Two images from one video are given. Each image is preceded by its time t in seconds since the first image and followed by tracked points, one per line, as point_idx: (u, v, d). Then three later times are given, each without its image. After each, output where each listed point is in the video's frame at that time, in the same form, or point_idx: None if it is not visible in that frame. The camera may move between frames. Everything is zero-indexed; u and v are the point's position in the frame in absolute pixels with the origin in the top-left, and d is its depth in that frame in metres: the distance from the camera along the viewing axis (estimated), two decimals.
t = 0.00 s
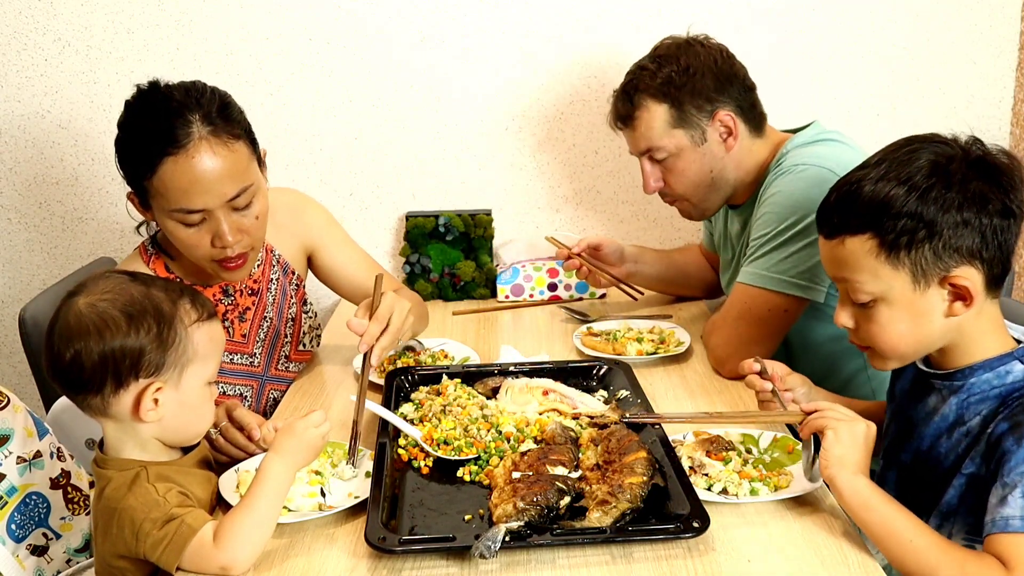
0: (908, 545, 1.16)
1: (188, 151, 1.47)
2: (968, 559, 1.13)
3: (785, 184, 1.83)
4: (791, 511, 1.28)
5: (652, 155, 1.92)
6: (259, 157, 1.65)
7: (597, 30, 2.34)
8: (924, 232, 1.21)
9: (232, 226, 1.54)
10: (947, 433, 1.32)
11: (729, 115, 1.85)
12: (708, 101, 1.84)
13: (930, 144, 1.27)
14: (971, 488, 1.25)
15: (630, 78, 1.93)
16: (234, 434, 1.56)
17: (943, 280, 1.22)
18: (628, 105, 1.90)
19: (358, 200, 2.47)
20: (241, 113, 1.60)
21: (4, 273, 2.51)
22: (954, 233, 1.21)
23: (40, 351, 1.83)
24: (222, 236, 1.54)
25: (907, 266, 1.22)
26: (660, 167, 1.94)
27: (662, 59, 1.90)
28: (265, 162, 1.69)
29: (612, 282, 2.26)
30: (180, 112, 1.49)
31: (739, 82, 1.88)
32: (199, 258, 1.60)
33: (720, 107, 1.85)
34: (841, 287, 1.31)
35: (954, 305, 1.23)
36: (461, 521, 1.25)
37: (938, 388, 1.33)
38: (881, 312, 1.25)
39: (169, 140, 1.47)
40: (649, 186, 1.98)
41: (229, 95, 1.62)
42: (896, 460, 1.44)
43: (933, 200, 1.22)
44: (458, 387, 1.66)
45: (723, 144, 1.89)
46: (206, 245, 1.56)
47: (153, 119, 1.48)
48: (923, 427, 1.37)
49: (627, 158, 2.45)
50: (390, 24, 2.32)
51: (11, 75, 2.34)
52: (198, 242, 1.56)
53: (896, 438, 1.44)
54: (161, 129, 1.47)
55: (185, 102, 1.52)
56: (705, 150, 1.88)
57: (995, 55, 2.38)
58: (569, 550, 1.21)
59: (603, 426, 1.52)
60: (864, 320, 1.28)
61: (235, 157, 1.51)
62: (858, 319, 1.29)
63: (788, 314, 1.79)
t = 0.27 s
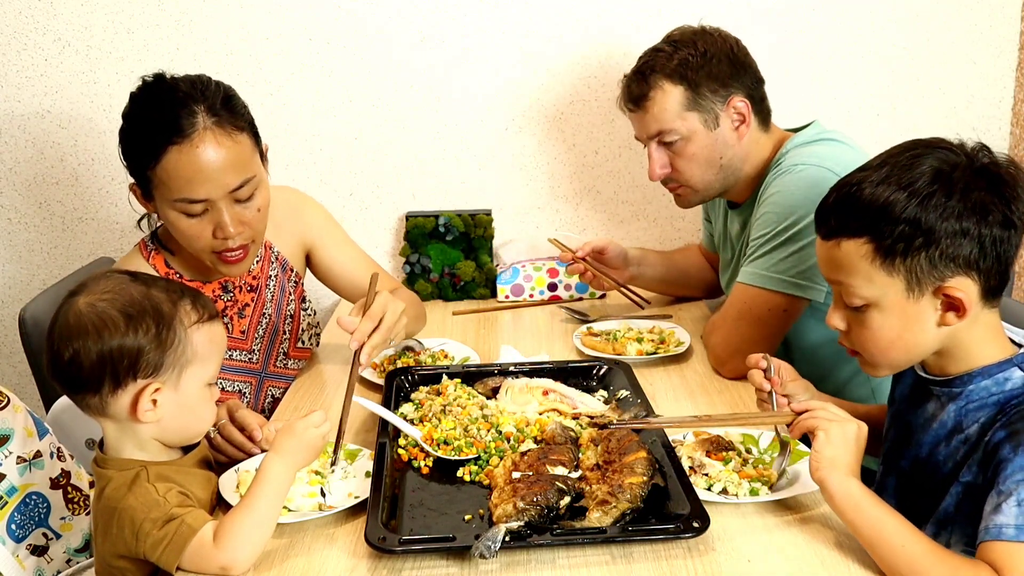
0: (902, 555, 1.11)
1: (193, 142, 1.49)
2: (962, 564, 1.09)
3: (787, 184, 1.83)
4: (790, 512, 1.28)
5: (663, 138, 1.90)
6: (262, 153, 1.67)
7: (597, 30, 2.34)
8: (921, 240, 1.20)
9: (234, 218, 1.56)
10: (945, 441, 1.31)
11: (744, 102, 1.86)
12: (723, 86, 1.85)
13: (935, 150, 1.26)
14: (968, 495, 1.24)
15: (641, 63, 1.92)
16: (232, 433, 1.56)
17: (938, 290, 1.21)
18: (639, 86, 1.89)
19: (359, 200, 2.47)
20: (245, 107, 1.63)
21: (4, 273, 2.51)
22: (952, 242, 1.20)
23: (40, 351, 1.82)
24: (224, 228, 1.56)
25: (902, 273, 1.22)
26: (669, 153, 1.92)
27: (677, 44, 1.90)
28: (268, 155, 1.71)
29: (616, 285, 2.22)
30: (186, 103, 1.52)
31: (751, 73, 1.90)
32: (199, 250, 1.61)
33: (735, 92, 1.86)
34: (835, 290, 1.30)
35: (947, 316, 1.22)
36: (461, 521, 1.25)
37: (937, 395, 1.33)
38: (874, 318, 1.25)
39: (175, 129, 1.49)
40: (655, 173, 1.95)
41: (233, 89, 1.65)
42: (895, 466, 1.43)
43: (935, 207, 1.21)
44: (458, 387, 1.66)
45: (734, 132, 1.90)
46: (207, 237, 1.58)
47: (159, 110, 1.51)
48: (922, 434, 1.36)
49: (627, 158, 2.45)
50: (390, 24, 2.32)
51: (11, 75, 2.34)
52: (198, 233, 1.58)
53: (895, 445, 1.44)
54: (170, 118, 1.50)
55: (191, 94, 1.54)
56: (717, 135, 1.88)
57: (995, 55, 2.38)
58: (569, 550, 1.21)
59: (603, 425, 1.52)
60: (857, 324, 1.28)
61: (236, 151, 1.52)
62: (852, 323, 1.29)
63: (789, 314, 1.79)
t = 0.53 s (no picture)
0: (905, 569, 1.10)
1: (199, 131, 1.54)
2: None
3: (786, 185, 1.83)
4: (791, 513, 1.28)
5: (672, 132, 1.90)
6: (264, 148, 1.72)
7: (597, 30, 2.34)
8: (916, 248, 1.20)
9: (237, 208, 1.61)
10: (943, 447, 1.32)
11: (753, 100, 1.87)
12: (734, 82, 1.86)
13: (931, 157, 1.24)
14: (967, 503, 1.24)
15: (651, 55, 1.92)
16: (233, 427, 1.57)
17: (932, 299, 1.21)
18: (647, 78, 1.89)
19: (359, 200, 2.47)
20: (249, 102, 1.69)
21: (4, 273, 2.51)
22: (948, 251, 1.19)
23: (40, 351, 1.82)
24: (228, 217, 1.60)
25: (896, 281, 1.22)
26: (677, 149, 1.92)
27: (689, 38, 1.90)
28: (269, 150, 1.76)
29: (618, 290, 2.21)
30: (192, 93, 1.58)
31: (761, 71, 1.91)
32: (201, 241, 1.65)
33: (745, 90, 1.87)
34: (830, 297, 1.30)
35: (941, 324, 1.22)
36: (461, 521, 1.25)
37: (934, 400, 1.33)
38: (867, 324, 1.26)
39: (180, 119, 1.55)
40: (661, 167, 1.95)
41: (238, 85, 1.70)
42: (893, 472, 1.44)
43: (930, 215, 1.20)
44: (458, 387, 1.66)
45: (742, 129, 1.90)
46: (209, 227, 1.62)
47: (167, 101, 1.56)
48: (919, 440, 1.36)
49: (627, 158, 2.45)
50: (390, 24, 2.32)
51: (11, 75, 2.34)
52: (201, 224, 1.62)
53: (893, 450, 1.44)
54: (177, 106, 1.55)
55: (197, 85, 1.60)
56: (726, 132, 1.88)
57: (995, 55, 2.38)
58: (569, 550, 1.21)
59: (603, 425, 1.52)
60: (852, 331, 1.29)
61: (237, 141, 1.57)
62: (846, 330, 1.30)
63: (789, 314, 1.79)
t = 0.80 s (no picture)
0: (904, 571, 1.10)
1: (202, 118, 1.57)
2: None
3: (785, 186, 1.83)
4: (791, 514, 1.28)
5: (676, 130, 1.90)
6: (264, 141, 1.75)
7: (597, 30, 2.34)
8: (912, 252, 1.20)
9: (237, 195, 1.64)
10: (942, 448, 1.32)
11: (759, 99, 1.87)
12: (740, 81, 1.86)
13: (927, 159, 1.24)
14: (967, 505, 1.24)
15: (657, 51, 1.92)
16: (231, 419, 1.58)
17: (931, 301, 1.21)
18: (651, 75, 1.89)
19: (359, 201, 2.47)
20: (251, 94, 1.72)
21: (3, 273, 2.51)
22: (945, 254, 1.19)
23: (40, 351, 1.82)
24: (228, 204, 1.63)
25: (894, 284, 1.21)
26: (681, 146, 1.92)
27: (695, 35, 1.90)
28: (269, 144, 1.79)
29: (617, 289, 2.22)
30: (198, 82, 1.61)
31: (765, 70, 1.90)
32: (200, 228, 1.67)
33: (750, 88, 1.87)
34: (828, 301, 1.30)
35: (942, 325, 1.22)
36: (461, 521, 1.25)
37: (934, 401, 1.33)
38: (867, 328, 1.26)
39: (185, 106, 1.58)
40: (663, 165, 1.95)
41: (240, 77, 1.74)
42: (893, 473, 1.43)
43: (927, 218, 1.19)
44: (458, 387, 1.66)
45: (747, 128, 1.90)
46: (208, 213, 1.65)
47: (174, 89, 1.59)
48: (919, 441, 1.36)
49: (627, 158, 2.45)
50: (390, 24, 2.32)
51: (11, 75, 2.34)
52: (201, 210, 1.64)
53: (892, 452, 1.44)
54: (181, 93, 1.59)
55: (203, 74, 1.63)
56: (730, 131, 1.89)
57: (995, 55, 2.38)
58: (569, 550, 1.21)
59: (603, 425, 1.52)
60: (851, 334, 1.28)
61: (238, 129, 1.60)
62: (846, 334, 1.29)
63: (789, 314, 1.78)
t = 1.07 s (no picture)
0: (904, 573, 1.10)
1: (220, 117, 1.59)
2: None
3: (785, 185, 1.83)
4: (790, 514, 1.28)
5: (675, 130, 1.90)
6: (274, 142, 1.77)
7: (597, 30, 2.34)
8: (918, 248, 1.20)
9: (246, 193, 1.66)
10: (941, 445, 1.32)
11: (757, 99, 1.87)
12: (739, 82, 1.86)
13: (930, 156, 1.25)
14: (967, 503, 1.24)
15: (657, 51, 1.92)
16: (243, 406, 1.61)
17: (937, 297, 1.21)
18: (651, 75, 1.89)
19: (358, 201, 2.47)
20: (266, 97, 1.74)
21: (3, 273, 2.50)
22: (950, 250, 1.19)
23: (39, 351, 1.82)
24: (236, 201, 1.65)
25: (899, 281, 1.22)
26: (679, 147, 1.92)
27: (694, 35, 1.90)
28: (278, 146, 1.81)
29: (617, 289, 2.21)
30: (218, 83, 1.62)
31: (764, 70, 1.90)
32: (205, 221, 1.69)
33: (748, 89, 1.87)
34: (835, 298, 1.30)
35: (945, 321, 1.22)
36: (461, 521, 1.25)
37: (934, 398, 1.33)
38: (873, 325, 1.25)
39: (204, 106, 1.59)
40: (662, 165, 1.95)
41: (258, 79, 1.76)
42: (891, 469, 1.43)
43: (932, 214, 1.20)
44: (458, 387, 1.66)
45: (745, 129, 1.90)
46: (217, 210, 1.66)
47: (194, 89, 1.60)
48: (918, 438, 1.36)
49: (627, 158, 2.45)
50: (390, 24, 2.32)
51: (11, 75, 2.34)
52: (209, 205, 1.66)
53: (890, 450, 1.44)
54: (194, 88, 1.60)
55: (223, 75, 1.64)
56: (728, 132, 1.89)
57: (995, 55, 2.38)
58: (569, 550, 1.21)
59: (603, 425, 1.52)
60: (857, 332, 1.28)
61: (250, 127, 1.62)
62: (852, 331, 1.29)
63: (788, 314, 1.78)
